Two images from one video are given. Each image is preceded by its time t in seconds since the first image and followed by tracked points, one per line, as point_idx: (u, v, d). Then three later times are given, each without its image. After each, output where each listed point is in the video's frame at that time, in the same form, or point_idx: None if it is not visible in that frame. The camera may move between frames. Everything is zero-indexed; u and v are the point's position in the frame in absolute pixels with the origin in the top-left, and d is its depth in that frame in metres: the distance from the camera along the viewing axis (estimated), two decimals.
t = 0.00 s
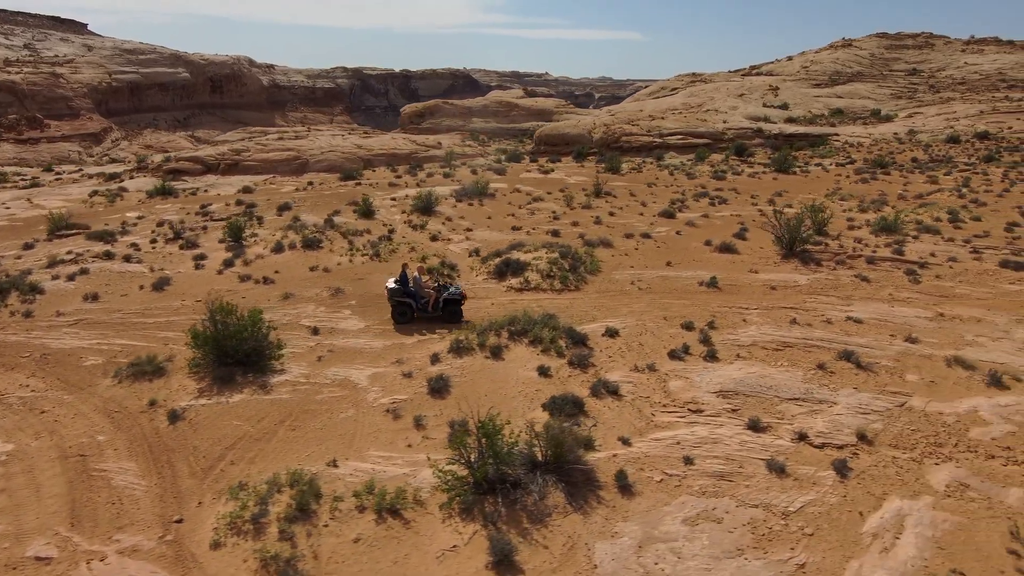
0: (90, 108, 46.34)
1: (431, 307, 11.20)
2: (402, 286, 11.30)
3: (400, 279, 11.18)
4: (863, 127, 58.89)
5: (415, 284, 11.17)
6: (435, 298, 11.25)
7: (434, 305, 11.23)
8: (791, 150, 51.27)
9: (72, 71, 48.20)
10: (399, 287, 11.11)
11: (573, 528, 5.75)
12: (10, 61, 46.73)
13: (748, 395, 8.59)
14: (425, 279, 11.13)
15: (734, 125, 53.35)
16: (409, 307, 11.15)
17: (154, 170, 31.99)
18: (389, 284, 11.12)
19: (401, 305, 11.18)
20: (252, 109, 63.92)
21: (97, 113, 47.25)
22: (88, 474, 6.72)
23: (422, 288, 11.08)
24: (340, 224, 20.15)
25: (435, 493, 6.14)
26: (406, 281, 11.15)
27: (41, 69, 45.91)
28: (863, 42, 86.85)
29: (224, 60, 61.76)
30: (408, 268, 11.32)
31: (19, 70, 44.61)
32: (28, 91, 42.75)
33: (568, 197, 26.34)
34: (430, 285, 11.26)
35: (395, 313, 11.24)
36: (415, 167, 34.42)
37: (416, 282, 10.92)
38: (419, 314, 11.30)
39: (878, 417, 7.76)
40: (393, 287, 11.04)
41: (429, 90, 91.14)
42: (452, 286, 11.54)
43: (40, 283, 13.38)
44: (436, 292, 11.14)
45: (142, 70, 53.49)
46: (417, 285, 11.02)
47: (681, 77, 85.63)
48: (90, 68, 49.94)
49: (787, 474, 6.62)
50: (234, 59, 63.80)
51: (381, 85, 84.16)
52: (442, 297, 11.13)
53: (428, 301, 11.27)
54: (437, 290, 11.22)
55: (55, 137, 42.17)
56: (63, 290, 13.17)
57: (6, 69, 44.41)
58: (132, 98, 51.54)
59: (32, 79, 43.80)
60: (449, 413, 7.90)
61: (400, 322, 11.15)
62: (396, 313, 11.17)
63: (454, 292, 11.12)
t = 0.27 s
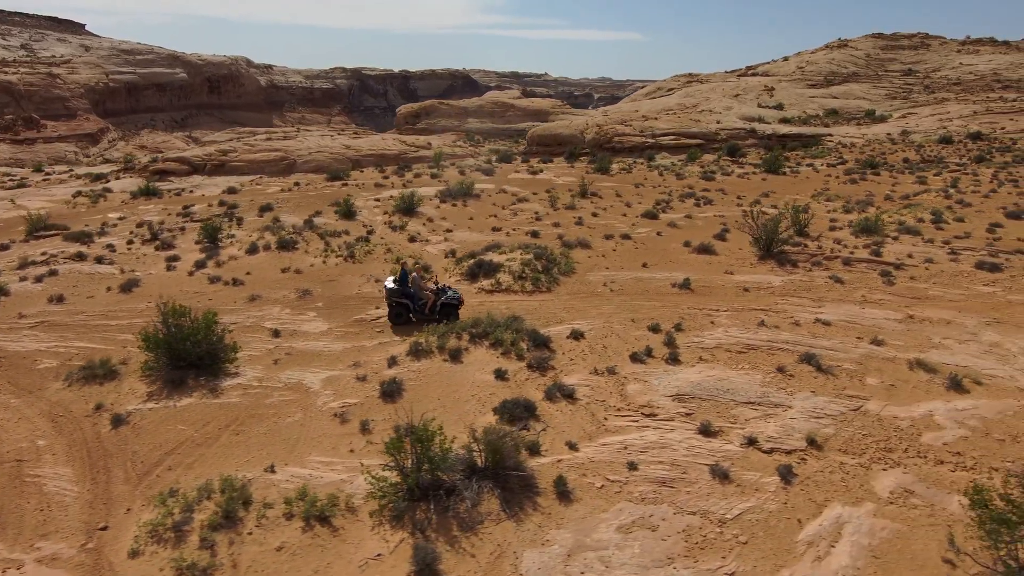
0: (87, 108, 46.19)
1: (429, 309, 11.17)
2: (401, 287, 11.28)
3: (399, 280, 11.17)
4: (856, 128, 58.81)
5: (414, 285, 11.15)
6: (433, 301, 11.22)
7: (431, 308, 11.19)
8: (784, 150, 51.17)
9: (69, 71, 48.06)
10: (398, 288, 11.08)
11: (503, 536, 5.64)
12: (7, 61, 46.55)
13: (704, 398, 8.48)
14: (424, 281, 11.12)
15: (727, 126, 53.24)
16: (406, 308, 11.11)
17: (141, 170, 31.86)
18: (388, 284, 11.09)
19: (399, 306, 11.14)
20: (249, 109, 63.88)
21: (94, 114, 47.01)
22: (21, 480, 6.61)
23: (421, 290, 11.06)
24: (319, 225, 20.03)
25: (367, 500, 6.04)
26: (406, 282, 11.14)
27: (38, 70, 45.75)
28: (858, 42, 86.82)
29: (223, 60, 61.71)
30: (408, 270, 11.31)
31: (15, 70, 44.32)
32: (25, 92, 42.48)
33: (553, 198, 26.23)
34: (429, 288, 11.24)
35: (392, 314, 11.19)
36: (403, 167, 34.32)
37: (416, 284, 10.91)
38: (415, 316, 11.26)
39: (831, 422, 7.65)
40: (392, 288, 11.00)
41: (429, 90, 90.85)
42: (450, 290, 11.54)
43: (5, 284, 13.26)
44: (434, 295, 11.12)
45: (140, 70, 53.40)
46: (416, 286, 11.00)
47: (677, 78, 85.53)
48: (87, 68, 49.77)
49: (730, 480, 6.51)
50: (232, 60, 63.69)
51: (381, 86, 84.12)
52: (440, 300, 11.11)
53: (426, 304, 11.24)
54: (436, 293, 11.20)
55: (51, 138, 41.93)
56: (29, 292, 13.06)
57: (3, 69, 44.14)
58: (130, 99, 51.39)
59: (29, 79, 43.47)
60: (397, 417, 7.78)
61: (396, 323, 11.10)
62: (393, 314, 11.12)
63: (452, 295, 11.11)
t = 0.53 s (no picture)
0: (83, 109, 46.10)
1: (427, 311, 11.13)
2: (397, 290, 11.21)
3: (395, 283, 11.09)
4: (850, 128, 58.74)
5: (410, 287, 11.10)
6: (430, 302, 11.19)
7: (429, 308, 11.16)
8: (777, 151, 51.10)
9: (67, 71, 48.06)
10: (395, 290, 10.99)
11: (432, 543, 5.55)
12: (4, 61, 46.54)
13: (659, 401, 8.38)
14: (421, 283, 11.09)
15: (721, 126, 53.17)
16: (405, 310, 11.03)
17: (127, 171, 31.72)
18: (385, 286, 10.98)
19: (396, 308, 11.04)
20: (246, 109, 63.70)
21: (91, 114, 46.99)
22: None
23: (419, 291, 11.02)
24: (298, 225, 19.93)
25: (299, 506, 5.94)
26: (402, 284, 11.07)
27: (35, 70, 45.68)
28: (854, 43, 86.81)
29: (221, 61, 61.71)
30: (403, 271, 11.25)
31: (13, 70, 44.17)
32: (22, 92, 42.28)
33: (539, 199, 26.14)
34: (425, 289, 11.21)
35: (390, 317, 11.09)
36: (391, 167, 34.22)
37: (414, 284, 10.87)
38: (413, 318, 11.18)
39: (783, 426, 7.55)
40: (389, 290, 10.91)
41: (428, 90, 90.53)
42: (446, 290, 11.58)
43: None
44: (432, 295, 11.10)
45: (137, 70, 53.66)
46: (413, 287, 10.96)
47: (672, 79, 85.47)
48: (85, 69, 49.86)
49: (672, 485, 6.41)
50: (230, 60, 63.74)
51: (381, 87, 84.12)
52: (438, 300, 11.11)
53: (423, 305, 11.19)
54: (433, 294, 11.19)
55: (48, 138, 41.61)
56: None
57: None
58: (127, 99, 51.67)
59: (26, 79, 43.28)
60: (344, 420, 7.69)
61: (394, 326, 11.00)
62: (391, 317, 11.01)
63: (450, 295, 11.14)
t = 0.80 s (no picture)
0: (80, 109, 45.97)
1: (426, 310, 11.21)
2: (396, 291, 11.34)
3: (394, 283, 11.19)
4: (843, 128, 58.67)
5: (409, 288, 11.16)
6: (429, 301, 11.27)
7: (429, 308, 11.24)
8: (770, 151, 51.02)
9: (64, 72, 47.90)
10: (394, 291, 11.10)
11: (358, 548, 5.48)
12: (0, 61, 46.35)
13: (612, 404, 8.28)
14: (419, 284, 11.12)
15: (714, 126, 53.08)
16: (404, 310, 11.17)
17: (113, 171, 31.60)
18: (383, 287, 11.11)
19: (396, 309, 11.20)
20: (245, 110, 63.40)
21: (88, 115, 46.92)
22: None
23: (416, 291, 11.11)
24: (278, 226, 19.86)
25: (227, 511, 5.86)
26: (401, 284, 11.15)
27: (32, 70, 45.44)
28: (850, 44, 86.80)
29: (218, 61, 61.43)
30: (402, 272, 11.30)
31: (9, 70, 44.02)
32: (19, 92, 42.12)
33: (523, 199, 26.06)
34: (424, 289, 11.24)
35: (391, 316, 11.28)
36: (380, 167, 34.13)
37: (411, 286, 10.92)
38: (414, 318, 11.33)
39: (732, 429, 7.47)
40: (387, 292, 11.03)
41: (428, 90, 90.24)
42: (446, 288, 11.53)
43: None
44: (430, 296, 11.13)
45: (134, 71, 53.48)
46: (411, 288, 11.00)
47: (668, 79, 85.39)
48: (81, 69, 49.71)
49: (611, 489, 6.32)
50: (228, 61, 63.42)
51: (378, 87, 84.14)
52: (436, 300, 11.11)
53: (423, 304, 11.29)
54: (432, 293, 11.20)
55: (45, 138, 41.50)
56: None
57: None
58: (123, 99, 51.52)
59: (23, 79, 43.13)
60: (290, 422, 7.61)
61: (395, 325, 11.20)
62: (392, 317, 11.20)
63: (448, 295, 11.09)
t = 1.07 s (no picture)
0: (77, 110, 45.77)
1: (424, 310, 11.52)
2: (395, 290, 11.61)
3: (393, 283, 11.52)
4: (837, 129, 58.63)
5: (408, 287, 11.48)
6: (428, 300, 11.56)
7: (426, 307, 11.54)
8: (762, 151, 50.94)
9: (61, 72, 47.69)
10: (393, 290, 11.42)
11: (280, 552, 5.43)
12: None
13: (562, 406, 8.22)
14: (418, 283, 11.45)
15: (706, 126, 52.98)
16: (402, 309, 11.47)
17: (99, 171, 31.49)
18: (383, 287, 11.43)
19: (395, 308, 11.50)
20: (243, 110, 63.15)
21: (86, 115, 46.84)
22: None
23: (415, 291, 11.38)
24: (256, 226, 19.79)
25: (153, 514, 5.82)
26: (400, 284, 11.48)
27: (29, 71, 45.22)
28: (845, 44, 86.80)
29: (215, 62, 61.12)
30: (402, 272, 11.65)
31: (6, 71, 43.89)
32: (15, 92, 41.96)
33: (508, 199, 26.01)
34: (423, 288, 11.57)
35: (389, 316, 11.57)
36: (368, 168, 34.05)
37: (409, 285, 11.25)
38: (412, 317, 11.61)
39: (677, 431, 7.42)
40: (386, 290, 11.36)
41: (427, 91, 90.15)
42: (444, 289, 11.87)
43: None
44: (428, 295, 11.45)
45: (132, 71, 53.27)
46: (409, 287, 11.33)
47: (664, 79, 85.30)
48: (79, 69, 49.49)
49: (545, 493, 6.26)
50: (225, 61, 63.04)
51: (376, 86, 84.20)
52: (434, 299, 11.43)
53: (422, 304, 11.58)
54: (430, 293, 11.53)
55: (41, 139, 41.37)
56: None
57: None
58: (121, 100, 51.30)
59: (20, 80, 42.94)
60: (233, 425, 7.56)
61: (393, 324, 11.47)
62: (391, 316, 11.49)
63: (446, 295, 11.42)
